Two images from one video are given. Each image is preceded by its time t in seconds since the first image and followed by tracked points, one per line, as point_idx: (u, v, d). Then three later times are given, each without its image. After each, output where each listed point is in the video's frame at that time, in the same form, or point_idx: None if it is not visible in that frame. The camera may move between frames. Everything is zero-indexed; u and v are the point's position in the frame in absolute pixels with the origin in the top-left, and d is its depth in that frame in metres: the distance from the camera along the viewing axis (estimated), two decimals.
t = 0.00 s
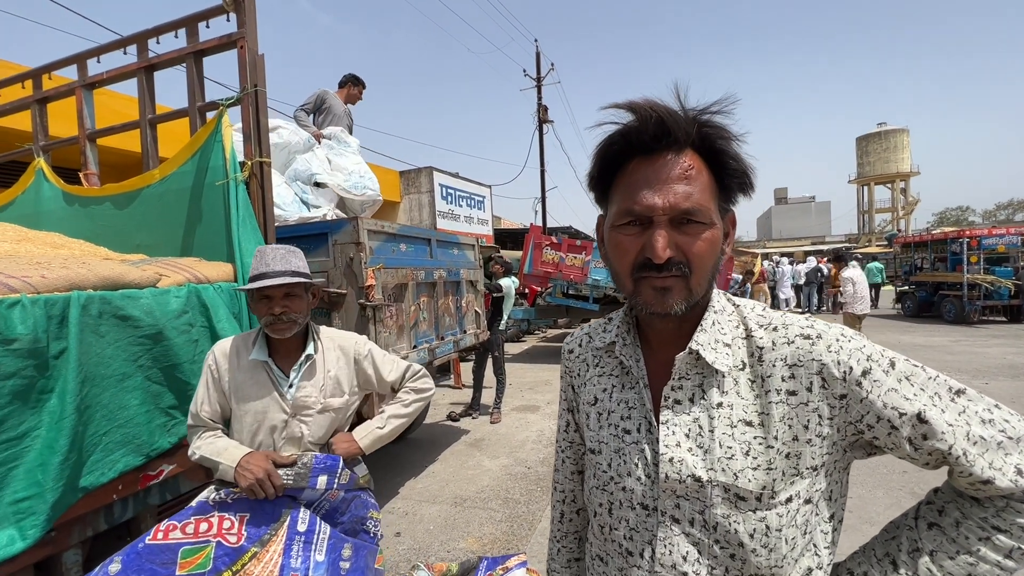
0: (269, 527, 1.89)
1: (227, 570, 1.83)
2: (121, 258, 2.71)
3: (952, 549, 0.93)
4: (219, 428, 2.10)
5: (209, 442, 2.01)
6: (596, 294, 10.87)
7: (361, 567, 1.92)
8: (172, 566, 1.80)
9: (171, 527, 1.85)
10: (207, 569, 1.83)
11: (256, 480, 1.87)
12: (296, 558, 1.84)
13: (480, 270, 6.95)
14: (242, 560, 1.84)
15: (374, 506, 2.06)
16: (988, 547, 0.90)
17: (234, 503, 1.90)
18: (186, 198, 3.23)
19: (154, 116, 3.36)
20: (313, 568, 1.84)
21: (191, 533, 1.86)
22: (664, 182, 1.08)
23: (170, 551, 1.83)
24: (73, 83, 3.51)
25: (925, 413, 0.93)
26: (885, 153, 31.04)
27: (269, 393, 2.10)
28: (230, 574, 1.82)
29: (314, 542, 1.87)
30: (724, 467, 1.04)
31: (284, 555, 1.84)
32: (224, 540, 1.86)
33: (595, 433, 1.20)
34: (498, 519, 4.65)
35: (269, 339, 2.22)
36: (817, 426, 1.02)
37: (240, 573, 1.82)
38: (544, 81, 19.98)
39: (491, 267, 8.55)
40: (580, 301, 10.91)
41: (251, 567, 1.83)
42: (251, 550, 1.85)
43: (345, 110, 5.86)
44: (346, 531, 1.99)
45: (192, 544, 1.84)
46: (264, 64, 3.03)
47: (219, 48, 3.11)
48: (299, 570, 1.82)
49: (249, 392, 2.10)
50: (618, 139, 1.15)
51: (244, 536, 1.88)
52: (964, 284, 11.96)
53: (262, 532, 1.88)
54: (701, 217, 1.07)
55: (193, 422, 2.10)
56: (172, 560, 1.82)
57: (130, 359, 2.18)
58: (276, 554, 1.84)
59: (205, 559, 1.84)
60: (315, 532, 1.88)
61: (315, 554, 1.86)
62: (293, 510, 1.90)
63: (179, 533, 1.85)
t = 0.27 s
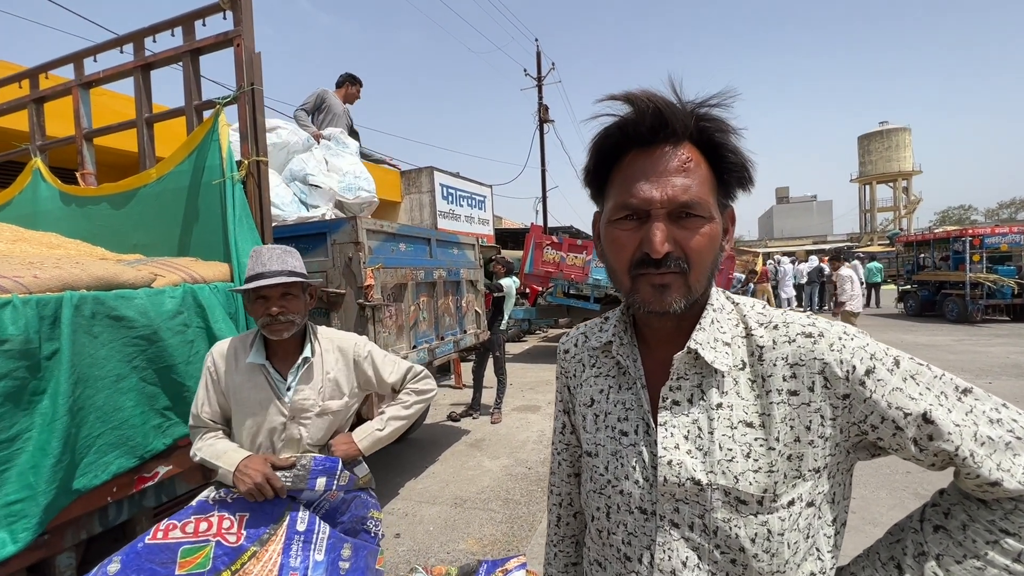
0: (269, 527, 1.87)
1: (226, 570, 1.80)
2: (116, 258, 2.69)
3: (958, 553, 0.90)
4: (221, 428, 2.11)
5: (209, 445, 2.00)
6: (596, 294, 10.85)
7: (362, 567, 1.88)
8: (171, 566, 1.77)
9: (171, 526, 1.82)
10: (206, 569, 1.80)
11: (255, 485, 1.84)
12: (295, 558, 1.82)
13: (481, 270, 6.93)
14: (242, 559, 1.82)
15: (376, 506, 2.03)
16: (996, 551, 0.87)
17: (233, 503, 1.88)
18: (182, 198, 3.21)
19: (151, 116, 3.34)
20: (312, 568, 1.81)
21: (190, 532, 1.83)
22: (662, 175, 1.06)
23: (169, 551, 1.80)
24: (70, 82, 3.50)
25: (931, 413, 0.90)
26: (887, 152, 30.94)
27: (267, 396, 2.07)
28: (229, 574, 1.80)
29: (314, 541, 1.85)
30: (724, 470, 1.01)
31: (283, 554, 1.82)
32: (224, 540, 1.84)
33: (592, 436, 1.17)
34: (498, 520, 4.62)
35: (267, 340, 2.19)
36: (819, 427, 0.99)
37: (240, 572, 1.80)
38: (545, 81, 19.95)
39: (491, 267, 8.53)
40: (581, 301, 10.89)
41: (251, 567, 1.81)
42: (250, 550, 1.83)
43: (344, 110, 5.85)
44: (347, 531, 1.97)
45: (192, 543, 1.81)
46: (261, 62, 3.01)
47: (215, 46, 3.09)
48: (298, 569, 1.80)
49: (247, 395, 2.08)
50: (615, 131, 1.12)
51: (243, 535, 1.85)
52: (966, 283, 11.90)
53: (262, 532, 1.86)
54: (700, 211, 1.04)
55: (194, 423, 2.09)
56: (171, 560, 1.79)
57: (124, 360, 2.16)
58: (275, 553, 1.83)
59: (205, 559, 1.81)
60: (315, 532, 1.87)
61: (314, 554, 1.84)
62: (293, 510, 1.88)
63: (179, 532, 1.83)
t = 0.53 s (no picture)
0: (271, 527, 1.86)
1: (228, 571, 1.79)
2: (115, 260, 2.68)
3: (955, 558, 0.89)
4: (227, 428, 2.12)
5: (214, 445, 2.01)
6: (597, 295, 10.84)
7: (364, 567, 1.87)
8: (174, 567, 1.76)
9: (174, 527, 1.83)
10: (208, 571, 1.78)
11: (257, 488, 1.84)
12: (297, 558, 1.81)
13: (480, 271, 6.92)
14: (245, 560, 1.81)
15: (376, 507, 2.04)
16: (993, 556, 0.87)
17: (236, 504, 1.89)
18: (181, 199, 3.21)
19: (149, 117, 3.34)
20: (313, 568, 1.80)
21: (193, 533, 1.84)
22: (638, 191, 1.06)
23: (172, 553, 1.79)
24: (68, 84, 3.49)
25: (930, 418, 0.89)
26: (888, 151, 30.90)
27: (270, 400, 2.06)
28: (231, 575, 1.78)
29: (315, 542, 1.85)
30: (722, 474, 1.00)
31: (285, 554, 1.81)
32: (226, 541, 1.83)
33: (589, 438, 1.17)
34: (498, 521, 4.61)
35: (272, 342, 2.18)
36: (817, 431, 0.98)
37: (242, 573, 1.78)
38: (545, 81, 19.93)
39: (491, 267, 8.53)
40: (581, 301, 10.89)
41: (253, 568, 1.80)
42: (253, 550, 1.82)
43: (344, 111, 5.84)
44: (347, 532, 1.97)
45: (195, 544, 1.81)
46: (259, 63, 3.00)
47: (214, 47, 3.09)
48: (300, 569, 1.79)
49: (250, 398, 2.07)
50: (598, 147, 1.14)
51: (246, 536, 1.85)
52: (966, 283, 11.89)
53: (263, 532, 1.86)
54: (678, 226, 1.04)
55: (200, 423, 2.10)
56: (174, 561, 1.78)
57: (121, 362, 2.15)
58: (277, 554, 1.81)
59: (207, 561, 1.80)
60: (316, 532, 1.86)
61: (315, 554, 1.83)
62: (294, 511, 1.88)
63: (182, 534, 1.83)
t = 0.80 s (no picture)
0: (269, 526, 1.88)
1: (225, 571, 1.80)
2: (113, 260, 2.69)
3: (946, 558, 0.90)
4: (219, 427, 2.10)
5: (211, 443, 2.00)
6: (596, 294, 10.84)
7: (361, 566, 1.89)
8: (170, 567, 1.76)
9: (170, 527, 1.82)
10: (204, 570, 1.79)
11: (255, 487, 1.85)
12: (294, 557, 1.84)
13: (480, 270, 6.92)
14: (241, 560, 1.82)
15: (374, 505, 2.03)
16: (983, 557, 0.87)
17: (234, 503, 1.89)
18: (179, 199, 3.21)
19: (148, 118, 3.35)
20: (311, 566, 1.83)
21: (190, 533, 1.83)
22: (610, 220, 1.06)
23: (168, 552, 1.78)
24: (67, 84, 3.50)
25: (923, 421, 0.90)
26: (888, 151, 30.90)
27: (269, 396, 2.08)
28: (228, 575, 1.79)
29: (313, 541, 1.87)
30: (717, 473, 1.01)
31: (282, 553, 1.84)
32: (222, 541, 1.84)
33: (586, 436, 1.17)
34: (496, 521, 4.63)
35: (272, 340, 2.19)
36: (812, 432, 0.99)
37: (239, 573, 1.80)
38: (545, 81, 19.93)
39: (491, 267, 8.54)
40: (581, 301, 10.90)
41: (251, 567, 1.81)
42: (250, 550, 1.84)
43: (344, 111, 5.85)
44: (345, 530, 1.98)
45: (191, 544, 1.81)
46: (257, 64, 3.01)
47: (212, 48, 3.09)
48: (297, 567, 1.82)
49: (248, 395, 2.07)
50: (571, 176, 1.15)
51: (242, 536, 1.86)
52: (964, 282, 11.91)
53: (261, 532, 1.87)
54: (654, 249, 1.03)
55: (192, 421, 2.08)
56: (170, 561, 1.77)
57: (119, 362, 2.16)
58: (274, 553, 1.84)
59: (203, 560, 1.80)
60: (314, 531, 1.89)
61: (314, 552, 1.86)
62: (291, 510, 1.90)
63: (178, 533, 1.82)
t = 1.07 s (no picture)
0: (272, 521, 1.88)
1: (229, 565, 1.80)
2: (110, 258, 2.69)
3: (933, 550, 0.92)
4: (221, 426, 2.11)
5: (213, 444, 2.01)
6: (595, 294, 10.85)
7: (363, 562, 1.89)
8: (176, 560, 1.78)
9: (176, 521, 1.84)
10: (209, 564, 1.80)
11: (262, 485, 1.86)
12: (298, 551, 1.83)
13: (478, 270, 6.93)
14: (246, 553, 1.83)
15: (376, 500, 2.05)
16: (970, 548, 0.89)
17: (237, 498, 1.90)
18: (177, 198, 3.22)
19: (145, 116, 3.35)
20: (314, 561, 1.83)
21: (195, 527, 1.85)
22: (641, 172, 1.05)
23: (174, 546, 1.80)
24: (65, 83, 3.51)
25: (912, 416, 0.91)
26: (885, 150, 30.95)
27: (270, 397, 2.08)
28: (232, 568, 1.80)
29: (315, 535, 1.87)
30: (709, 470, 1.01)
31: (286, 547, 1.83)
32: (227, 535, 1.85)
33: (578, 433, 1.17)
34: (494, 519, 4.64)
35: (273, 340, 2.18)
36: (802, 428, 0.99)
37: (243, 566, 1.80)
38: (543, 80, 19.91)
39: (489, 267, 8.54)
40: (579, 300, 10.92)
41: (254, 561, 1.82)
42: (254, 544, 1.84)
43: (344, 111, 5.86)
44: (348, 524, 1.99)
45: (196, 538, 1.83)
46: (255, 63, 3.02)
47: (210, 47, 3.10)
48: (300, 562, 1.82)
49: (249, 395, 2.07)
50: (598, 132, 1.14)
51: (247, 530, 1.87)
52: (958, 282, 11.96)
53: (265, 526, 1.88)
54: (681, 208, 1.04)
55: (194, 419, 2.09)
56: (176, 554, 1.80)
57: (116, 360, 2.17)
58: (278, 547, 1.84)
59: (208, 554, 1.82)
60: (316, 526, 1.89)
61: (315, 547, 1.86)
62: (293, 506, 1.90)
63: (184, 527, 1.84)
